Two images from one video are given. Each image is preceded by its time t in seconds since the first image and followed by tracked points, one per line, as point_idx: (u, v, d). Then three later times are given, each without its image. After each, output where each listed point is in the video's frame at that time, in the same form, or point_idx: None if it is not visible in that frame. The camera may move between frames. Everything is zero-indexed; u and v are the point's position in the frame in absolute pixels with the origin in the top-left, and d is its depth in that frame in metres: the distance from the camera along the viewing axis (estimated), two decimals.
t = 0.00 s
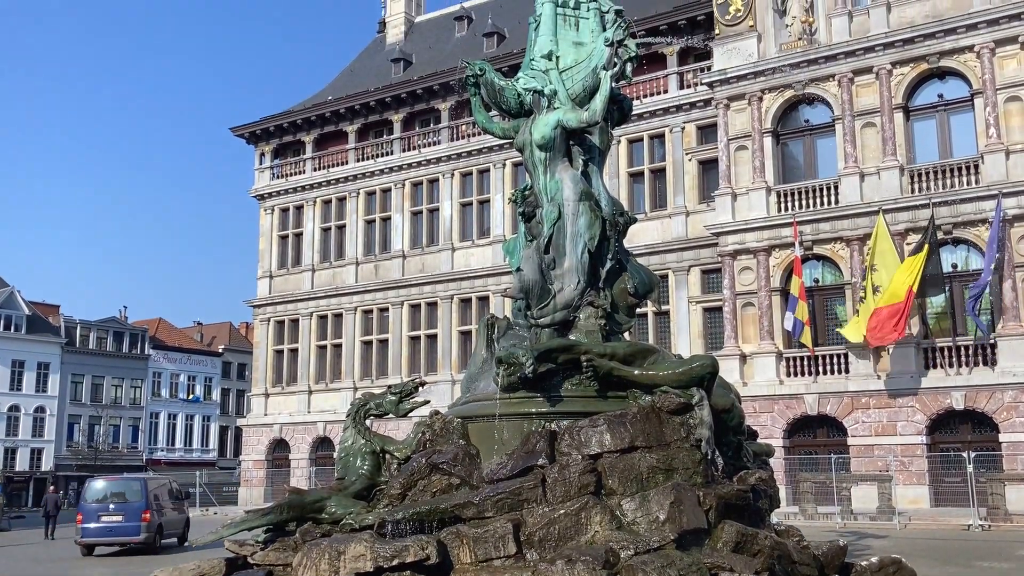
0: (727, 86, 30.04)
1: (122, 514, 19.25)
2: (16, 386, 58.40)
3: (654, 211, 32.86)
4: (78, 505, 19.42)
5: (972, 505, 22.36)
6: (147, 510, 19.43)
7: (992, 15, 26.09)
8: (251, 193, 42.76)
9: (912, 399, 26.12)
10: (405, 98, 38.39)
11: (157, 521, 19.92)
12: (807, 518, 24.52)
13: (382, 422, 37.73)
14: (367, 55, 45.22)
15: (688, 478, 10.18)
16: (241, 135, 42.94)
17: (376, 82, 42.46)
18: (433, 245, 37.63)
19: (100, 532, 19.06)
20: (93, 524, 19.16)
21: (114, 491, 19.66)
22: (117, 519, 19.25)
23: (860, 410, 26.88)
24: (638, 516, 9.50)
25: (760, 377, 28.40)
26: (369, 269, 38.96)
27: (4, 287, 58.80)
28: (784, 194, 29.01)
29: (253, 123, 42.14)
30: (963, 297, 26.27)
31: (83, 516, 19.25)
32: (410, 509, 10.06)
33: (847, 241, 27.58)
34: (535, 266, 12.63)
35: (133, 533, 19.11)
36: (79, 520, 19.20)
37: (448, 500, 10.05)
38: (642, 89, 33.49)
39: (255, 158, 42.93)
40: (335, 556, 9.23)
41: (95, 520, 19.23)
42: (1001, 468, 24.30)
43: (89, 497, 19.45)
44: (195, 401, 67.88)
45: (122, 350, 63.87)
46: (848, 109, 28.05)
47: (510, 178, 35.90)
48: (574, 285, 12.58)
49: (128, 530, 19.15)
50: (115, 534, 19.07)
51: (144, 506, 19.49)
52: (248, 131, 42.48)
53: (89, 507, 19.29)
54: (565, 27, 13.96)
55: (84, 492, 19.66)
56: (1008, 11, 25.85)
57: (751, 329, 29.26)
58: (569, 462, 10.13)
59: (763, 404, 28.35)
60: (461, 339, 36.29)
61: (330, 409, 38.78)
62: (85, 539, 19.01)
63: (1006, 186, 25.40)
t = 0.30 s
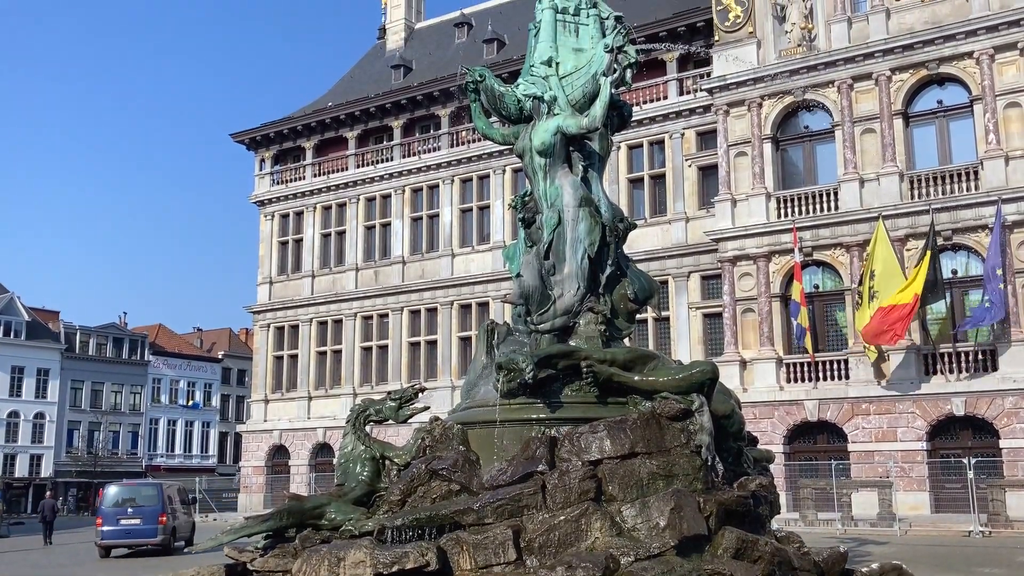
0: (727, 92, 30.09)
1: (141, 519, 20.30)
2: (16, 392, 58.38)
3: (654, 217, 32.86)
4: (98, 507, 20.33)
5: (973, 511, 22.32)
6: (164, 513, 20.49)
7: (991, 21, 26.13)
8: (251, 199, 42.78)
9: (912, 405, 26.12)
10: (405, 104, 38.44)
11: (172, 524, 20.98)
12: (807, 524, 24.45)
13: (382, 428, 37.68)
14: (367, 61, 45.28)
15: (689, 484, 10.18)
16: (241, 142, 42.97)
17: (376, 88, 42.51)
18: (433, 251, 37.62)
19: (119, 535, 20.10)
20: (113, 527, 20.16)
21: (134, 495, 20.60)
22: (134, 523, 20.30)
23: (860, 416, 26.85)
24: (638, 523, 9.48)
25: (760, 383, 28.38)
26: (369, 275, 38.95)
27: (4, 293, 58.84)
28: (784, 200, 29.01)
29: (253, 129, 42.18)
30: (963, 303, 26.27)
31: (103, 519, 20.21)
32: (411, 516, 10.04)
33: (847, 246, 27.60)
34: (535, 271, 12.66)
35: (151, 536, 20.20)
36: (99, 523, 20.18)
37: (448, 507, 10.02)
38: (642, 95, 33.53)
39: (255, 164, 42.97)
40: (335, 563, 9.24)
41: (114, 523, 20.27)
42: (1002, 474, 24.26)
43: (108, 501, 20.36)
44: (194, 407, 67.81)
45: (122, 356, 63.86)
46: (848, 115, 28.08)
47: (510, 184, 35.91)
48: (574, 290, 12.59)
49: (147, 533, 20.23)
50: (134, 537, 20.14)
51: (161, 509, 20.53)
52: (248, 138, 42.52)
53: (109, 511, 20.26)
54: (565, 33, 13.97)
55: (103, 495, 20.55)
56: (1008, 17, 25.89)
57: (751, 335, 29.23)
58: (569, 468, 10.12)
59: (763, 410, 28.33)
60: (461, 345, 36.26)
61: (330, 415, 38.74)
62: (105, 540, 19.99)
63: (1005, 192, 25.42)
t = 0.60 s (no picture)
0: (726, 99, 30.14)
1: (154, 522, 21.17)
2: (15, 399, 58.36)
3: (654, 223, 32.87)
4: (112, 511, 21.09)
5: (974, 517, 22.30)
6: (176, 517, 21.42)
7: (990, 28, 26.16)
8: (251, 205, 42.81)
9: (912, 412, 26.10)
10: (405, 111, 38.47)
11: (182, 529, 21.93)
12: (807, 531, 24.41)
13: (382, 434, 37.65)
14: (367, 67, 45.33)
15: (688, 491, 10.17)
16: (241, 148, 42.99)
17: (376, 94, 42.55)
18: (433, 257, 37.62)
19: (133, 538, 20.93)
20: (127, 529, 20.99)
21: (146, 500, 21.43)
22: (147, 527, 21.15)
23: (860, 422, 26.84)
24: (638, 529, 9.45)
25: (760, 390, 28.38)
26: (369, 281, 38.93)
27: (4, 299, 58.90)
28: (784, 206, 29.01)
29: (253, 136, 42.22)
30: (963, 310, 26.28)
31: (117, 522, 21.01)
32: (410, 522, 10.03)
33: (847, 252, 27.59)
34: (535, 278, 12.64)
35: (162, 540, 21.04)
36: (114, 526, 20.90)
37: (448, 513, 10.00)
38: (642, 102, 33.55)
39: (255, 170, 42.99)
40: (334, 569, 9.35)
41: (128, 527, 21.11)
42: (1002, 481, 24.23)
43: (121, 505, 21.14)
44: (194, 414, 67.73)
45: (122, 362, 63.84)
46: (847, 122, 28.11)
47: (510, 190, 35.92)
48: (574, 296, 12.58)
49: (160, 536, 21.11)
50: (147, 541, 21.01)
51: (172, 514, 21.47)
52: (248, 144, 42.56)
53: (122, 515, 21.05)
54: (565, 40, 13.98)
55: (116, 501, 21.37)
56: (1007, 24, 25.92)
57: (751, 341, 29.22)
58: (569, 474, 10.08)
59: (763, 417, 28.32)
60: (461, 351, 36.24)
61: (329, 422, 38.71)
62: (121, 543, 20.69)
63: (1005, 198, 25.41)
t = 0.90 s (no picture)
0: (726, 105, 30.19)
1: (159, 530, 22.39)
2: (15, 405, 58.31)
3: (653, 229, 32.87)
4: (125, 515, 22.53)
5: (974, 523, 22.26)
6: (182, 522, 22.78)
7: (989, 35, 26.22)
8: (251, 212, 42.83)
9: (913, 417, 26.07)
10: (405, 117, 38.51)
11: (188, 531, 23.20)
12: (807, 537, 24.36)
13: (382, 440, 37.60)
14: (367, 74, 45.40)
15: (689, 497, 10.16)
16: (241, 154, 43.03)
17: (376, 101, 42.59)
18: (433, 263, 37.62)
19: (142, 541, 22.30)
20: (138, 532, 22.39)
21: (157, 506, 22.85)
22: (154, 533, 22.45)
23: (860, 428, 26.81)
24: (638, 536, 9.41)
25: (760, 396, 28.36)
26: (369, 287, 38.92)
27: (4, 305, 58.91)
28: (784, 212, 29.03)
29: (253, 142, 42.27)
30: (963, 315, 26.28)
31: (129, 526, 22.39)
32: (410, 528, 10.02)
33: (847, 258, 27.60)
34: (535, 283, 12.69)
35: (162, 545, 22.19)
36: (125, 530, 22.32)
37: (447, 519, 9.99)
38: (642, 108, 33.58)
39: (255, 176, 43.02)
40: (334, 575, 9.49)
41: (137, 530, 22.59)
42: (1002, 487, 24.20)
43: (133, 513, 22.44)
44: (194, 420, 67.67)
45: (122, 368, 63.81)
46: (847, 128, 28.15)
47: (510, 196, 35.94)
48: (574, 302, 12.59)
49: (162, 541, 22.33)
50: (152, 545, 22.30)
51: (180, 518, 22.83)
52: (248, 150, 42.59)
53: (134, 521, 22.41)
54: (564, 46, 14.00)
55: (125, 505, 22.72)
56: (1006, 30, 25.97)
57: (751, 347, 29.22)
58: (569, 480, 10.09)
59: (763, 423, 28.29)
60: (461, 357, 36.21)
61: (329, 428, 38.66)
62: (131, 546, 22.11)
63: (1005, 204, 25.42)
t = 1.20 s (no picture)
0: (726, 111, 30.21)
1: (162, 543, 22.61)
2: (14, 411, 58.29)
3: (653, 235, 32.87)
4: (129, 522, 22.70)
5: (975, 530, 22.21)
6: (185, 527, 23.69)
7: (989, 40, 26.23)
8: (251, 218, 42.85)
9: (913, 423, 26.05)
10: (405, 123, 38.53)
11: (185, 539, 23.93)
12: (808, 544, 24.30)
13: (381, 447, 37.56)
14: (367, 80, 45.45)
15: (689, 503, 10.14)
16: (241, 160, 43.06)
17: (376, 107, 42.63)
18: (433, 269, 37.62)
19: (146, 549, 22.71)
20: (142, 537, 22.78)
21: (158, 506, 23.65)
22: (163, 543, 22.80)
23: (860, 434, 26.79)
24: (638, 542, 9.40)
25: (760, 402, 28.34)
26: (369, 293, 38.91)
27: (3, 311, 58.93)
28: (784, 218, 29.03)
29: (253, 148, 42.30)
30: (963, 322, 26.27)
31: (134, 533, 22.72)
32: (410, 535, 9.99)
33: (847, 264, 27.60)
34: (535, 289, 12.66)
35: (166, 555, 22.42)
36: (132, 534, 22.65)
37: (447, 526, 9.96)
38: (642, 114, 33.60)
39: (255, 183, 43.04)
40: None
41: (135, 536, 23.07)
42: (1003, 494, 24.16)
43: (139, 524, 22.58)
44: (193, 426, 67.59)
45: (122, 374, 63.79)
46: (846, 134, 28.17)
47: (510, 202, 35.93)
48: (574, 308, 12.58)
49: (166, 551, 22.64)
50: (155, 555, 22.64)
51: (182, 524, 23.69)
52: (248, 156, 42.63)
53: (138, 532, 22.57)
54: (564, 53, 14.01)
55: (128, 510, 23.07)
56: (1005, 36, 25.99)
57: (751, 354, 29.21)
58: (569, 487, 10.06)
59: (763, 429, 28.27)
60: (461, 363, 36.20)
61: (328, 434, 38.62)
62: (139, 550, 22.43)
63: (1005, 210, 25.41)
